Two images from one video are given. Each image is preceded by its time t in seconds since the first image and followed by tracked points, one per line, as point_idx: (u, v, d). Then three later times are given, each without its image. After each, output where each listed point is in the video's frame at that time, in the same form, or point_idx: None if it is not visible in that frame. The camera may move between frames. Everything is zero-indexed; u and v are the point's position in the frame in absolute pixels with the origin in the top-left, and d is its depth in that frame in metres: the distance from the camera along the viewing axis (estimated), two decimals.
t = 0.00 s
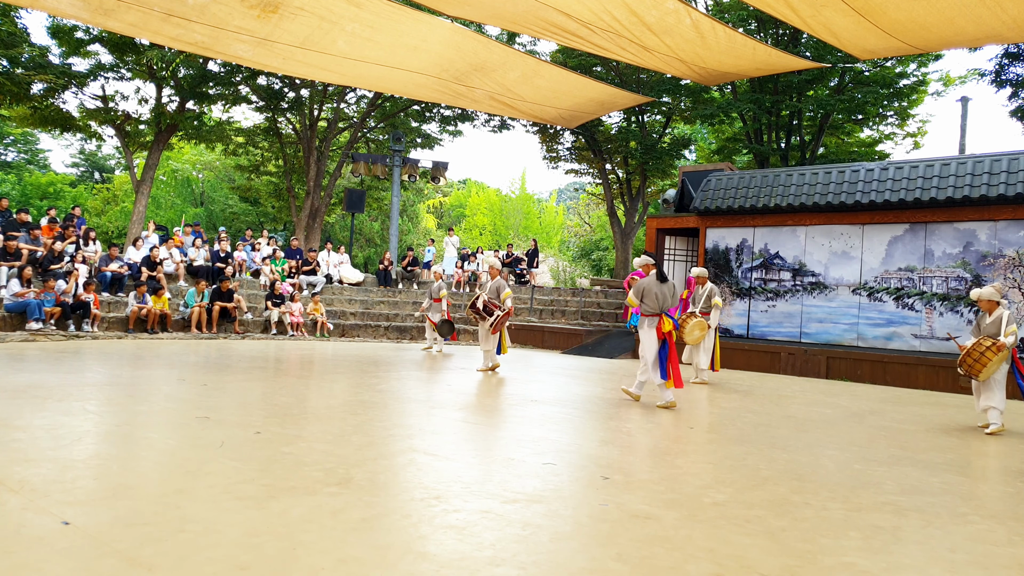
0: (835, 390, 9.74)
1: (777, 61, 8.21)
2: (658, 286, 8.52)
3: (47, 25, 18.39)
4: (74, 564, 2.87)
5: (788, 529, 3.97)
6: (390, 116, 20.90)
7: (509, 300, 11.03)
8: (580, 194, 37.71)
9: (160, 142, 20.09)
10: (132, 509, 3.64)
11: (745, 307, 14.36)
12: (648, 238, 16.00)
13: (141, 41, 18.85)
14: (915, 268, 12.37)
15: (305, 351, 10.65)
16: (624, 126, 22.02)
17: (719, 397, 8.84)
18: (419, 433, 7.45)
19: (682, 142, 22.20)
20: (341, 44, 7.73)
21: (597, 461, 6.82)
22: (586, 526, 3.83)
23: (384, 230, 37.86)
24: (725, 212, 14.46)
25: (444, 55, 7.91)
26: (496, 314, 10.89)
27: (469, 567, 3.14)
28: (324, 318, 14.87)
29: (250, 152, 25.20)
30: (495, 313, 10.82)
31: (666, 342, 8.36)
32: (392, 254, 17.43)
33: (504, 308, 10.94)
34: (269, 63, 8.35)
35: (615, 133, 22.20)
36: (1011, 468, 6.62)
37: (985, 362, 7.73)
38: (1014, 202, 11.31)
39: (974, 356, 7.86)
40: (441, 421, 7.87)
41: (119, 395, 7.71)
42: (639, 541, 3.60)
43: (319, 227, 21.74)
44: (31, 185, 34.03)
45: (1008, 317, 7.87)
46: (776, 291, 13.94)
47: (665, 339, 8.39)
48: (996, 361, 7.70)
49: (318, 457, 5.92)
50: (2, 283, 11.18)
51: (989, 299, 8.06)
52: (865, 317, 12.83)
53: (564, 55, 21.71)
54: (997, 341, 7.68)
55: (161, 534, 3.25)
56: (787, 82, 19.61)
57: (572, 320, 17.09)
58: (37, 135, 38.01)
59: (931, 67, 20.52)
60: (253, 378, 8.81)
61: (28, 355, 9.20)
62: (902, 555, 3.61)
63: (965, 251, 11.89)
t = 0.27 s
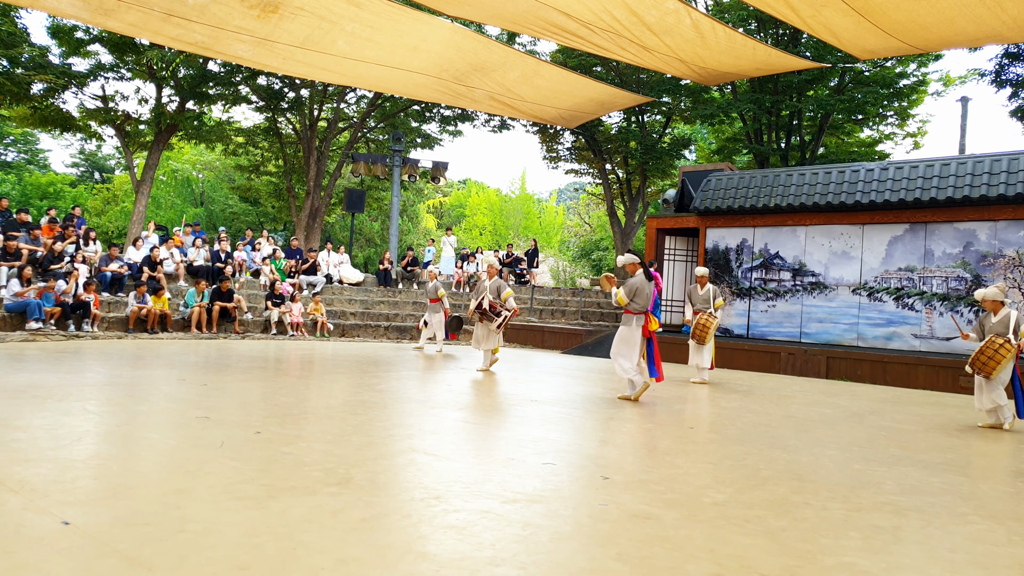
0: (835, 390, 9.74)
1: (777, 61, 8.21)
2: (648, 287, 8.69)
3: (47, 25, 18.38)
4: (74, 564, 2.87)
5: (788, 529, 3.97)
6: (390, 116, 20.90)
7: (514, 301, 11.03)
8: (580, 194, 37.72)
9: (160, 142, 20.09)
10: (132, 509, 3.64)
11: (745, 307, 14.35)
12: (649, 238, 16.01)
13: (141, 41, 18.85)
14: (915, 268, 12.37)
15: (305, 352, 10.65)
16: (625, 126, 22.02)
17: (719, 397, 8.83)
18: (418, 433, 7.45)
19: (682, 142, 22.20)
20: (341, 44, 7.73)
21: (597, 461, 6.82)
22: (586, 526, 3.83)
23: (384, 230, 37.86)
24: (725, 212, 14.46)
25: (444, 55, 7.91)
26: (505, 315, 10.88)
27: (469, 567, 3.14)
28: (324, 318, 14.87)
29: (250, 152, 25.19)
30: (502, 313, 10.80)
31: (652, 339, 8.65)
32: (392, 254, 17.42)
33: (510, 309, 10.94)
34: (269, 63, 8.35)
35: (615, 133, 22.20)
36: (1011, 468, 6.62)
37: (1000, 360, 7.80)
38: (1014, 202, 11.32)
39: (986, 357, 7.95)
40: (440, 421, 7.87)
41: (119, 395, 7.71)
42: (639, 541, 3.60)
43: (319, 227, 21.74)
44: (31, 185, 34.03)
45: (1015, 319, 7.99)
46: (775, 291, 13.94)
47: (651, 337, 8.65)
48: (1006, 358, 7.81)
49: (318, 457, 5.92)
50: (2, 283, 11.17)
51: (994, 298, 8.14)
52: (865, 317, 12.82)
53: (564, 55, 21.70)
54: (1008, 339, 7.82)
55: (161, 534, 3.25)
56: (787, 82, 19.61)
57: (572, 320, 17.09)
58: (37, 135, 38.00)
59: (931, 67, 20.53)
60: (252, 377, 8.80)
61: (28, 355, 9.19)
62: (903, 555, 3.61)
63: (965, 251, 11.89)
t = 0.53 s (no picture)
0: (834, 390, 9.74)
1: (777, 61, 8.21)
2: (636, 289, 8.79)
3: (47, 25, 18.38)
4: (74, 563, 2.87)
5: (788, 529, 3.97)
6: (390, 116, 20.89)
7: (519, 301, 11.04)
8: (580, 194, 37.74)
9: (160, 142, 20.09)
10: (132, 509, 3.64)
11: (745, 307, 14.36)
12: (649, 238, 16.03)
13: (141, 41, 18.85)
14: (915, 268, 12.37)
15: (305, 352, 10.65)
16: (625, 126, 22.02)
17: (719, 397, 8.83)
18: (418, 433, 7.45)
19: (682, 142, 22.21)
20: (341, 44, 7.73)
21: (597, 461, 6.82)
22: (586, 526, 3.83)
23: (384, 230, 37.87)
24: (725, 212, 14.46)
25: (444, 55, 7.91)
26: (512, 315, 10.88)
27: (469, 567, 3.14)
28: (323, 318, 14.88)
29: (250, 152, 25.19)
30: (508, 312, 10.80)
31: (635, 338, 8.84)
32: (391, 254, 17.42)
33: (516, 309, 10.96)
34: (269, 63, 8.35)
35: (615, 133, 22.20)
36: (1011, 467, 6.62)
37: (1018, 369, 7.71)
38: (1014, 202, 11.32)
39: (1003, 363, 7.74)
40: (440, 421, 7.87)
41: (119, 395, 7.71)
42: (639, 541, 3.60)
43: (319, 227, 21.75)
44: (31, 185, 34.03)
45: None
46: (775, 291, 13.95)
47: (635, 337, 8.81)
48: None
49: (318, 457, 5.92)
50: (2, 283, 11.17)
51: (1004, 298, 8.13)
52: (865, 317, 12.82)
53: (564, 55, 21.71)
54: None
55: (161, 534, 3.25)
56: (787, 82, 19.60)
57: (572, 321, 17.11)
58: (37, 135, 38.00)
59: (930, 67, 20.54)
60: (252, 377, 8.81)
61: (28, 355, 9.19)
62: (902, 555, 3.61)
63: (965, 251, 11.89)
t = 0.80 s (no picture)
0: (834, 390, 9.74)
1: (777, 61, 8.21)
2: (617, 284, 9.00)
3: (47, 25, 18.37)
4: (74, 564, 2.87)
5: (788, 529, 3.97)
6: (390, 116, 20.89)
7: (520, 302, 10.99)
8: (579, 194, 37.74)
9: (160, 142, 20.09)
10: (132, 509, 3.64)
11: (746, 307, 14.36)
12: (649, 238, 16.06)
13: (141, 41, 18.85)
14: (915, 268, 12.36)
15: (306, 352, 10.65)
16: (625, 126, 22.01)
17: (718, 397, 8.83)
18: (418, 433, 7.45)
19: (682, 142, 22.21)
20: (341, 44, 7.73)
21: (597, 461, 6.82)
22: (585, 526, 3.83)
23: (384, 230, 37.87)
24: (725, 212, 14.47)
25: (444, 55, 7.92)
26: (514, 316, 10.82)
27: (468, 567, 3.14)
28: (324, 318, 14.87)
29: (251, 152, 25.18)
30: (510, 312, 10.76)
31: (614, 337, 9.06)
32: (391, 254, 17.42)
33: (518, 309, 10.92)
34: (269, 63, 8.35)
35: (615, 133, 22.18)
36: (1011, 468, 6.62)
37: None
38: (1014, 203, 11.31)
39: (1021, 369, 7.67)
40: (440, 421, 7.87)
41: (119, 395, 7.71)
42: (639, 541, 3.60)
43: (319, 227, 21.75)
44: (31, 185, 34.02)
45: None
46: (775, 291, 13.96)
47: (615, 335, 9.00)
48: None
49: (318, 457, 5.92)
50: (2, 283, 11.16)
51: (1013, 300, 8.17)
52: (865, 317, 12.82)
53: (564, 55, 21.69)
54: None
55: (160, 534, 3.25)
56: (787, 82, 19.60)
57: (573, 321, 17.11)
58: (37, 136, 37.99)
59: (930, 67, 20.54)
60: (252, 377, 8.81)
61: (28, 355, 9.19)
62: (902, 555, 3.61)
63: (965, 251, 11.89)
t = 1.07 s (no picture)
0: (835, 390, 9.73)
1: (777, 61, 8.21)
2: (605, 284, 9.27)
3: (47, 25, 18.37)
4: (74, 563, 2.87)
5: (788, 529, 3.97)
6: (390, 116, 20.89)
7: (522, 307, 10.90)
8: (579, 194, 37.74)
9: (160, 142, 20.08)
10: (132, 509, 3.64)
11: (745, 307, 14.36)
12: (649, 239, 16.07)
13: (141, 41, 18.85)
14: (915, 268, 12.37)
15: (306, 352, 10.66)
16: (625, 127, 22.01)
17: (718, 397, 8.83)
18: (418, 433, 7.45)
19: (682, 142, 22.21)
20: (341, 44, 7.73)
21: (597, 461, 6.82)
22: (585, 526, 3.83)
23: (384, 230, 37.86)
24: (725, 212, 14.48)
25: (444, 55, 7.92)
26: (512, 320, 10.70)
27: (468, 567, 3.13)
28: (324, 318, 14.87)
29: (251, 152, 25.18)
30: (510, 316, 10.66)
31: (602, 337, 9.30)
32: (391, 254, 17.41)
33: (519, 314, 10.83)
34: (269, 63, 8.35)
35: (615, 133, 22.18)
36: (1010, 467, 6.62)
37: None
38: (1014, 203, 11.31)
39: None
40: (440, 421, 7.86)
41: (119, 395, 7.71)
42: (639, 541, 3.60)
43: (319, 227, 21.75)
44: (31, 185, 34.01)
45: None
46: (775, 291, 13.96)
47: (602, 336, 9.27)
48: None
49: (317, 457, 5.92)
50: (2, 283, 11.16)
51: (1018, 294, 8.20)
52: (865, 317, 12.82)
53: (564, 55, 21.69)
54: None
55: (160, 534, 3.26)
56: (787, 82, 19.61)
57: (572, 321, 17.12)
58: (38, 136, 38.00)
59: (930, 67, 20.55)
60: (253, 377, 8.82)
61: (28, 355, 9.19)
62: (902, 555, 3.61)
63: (965, 251, 11.89)
